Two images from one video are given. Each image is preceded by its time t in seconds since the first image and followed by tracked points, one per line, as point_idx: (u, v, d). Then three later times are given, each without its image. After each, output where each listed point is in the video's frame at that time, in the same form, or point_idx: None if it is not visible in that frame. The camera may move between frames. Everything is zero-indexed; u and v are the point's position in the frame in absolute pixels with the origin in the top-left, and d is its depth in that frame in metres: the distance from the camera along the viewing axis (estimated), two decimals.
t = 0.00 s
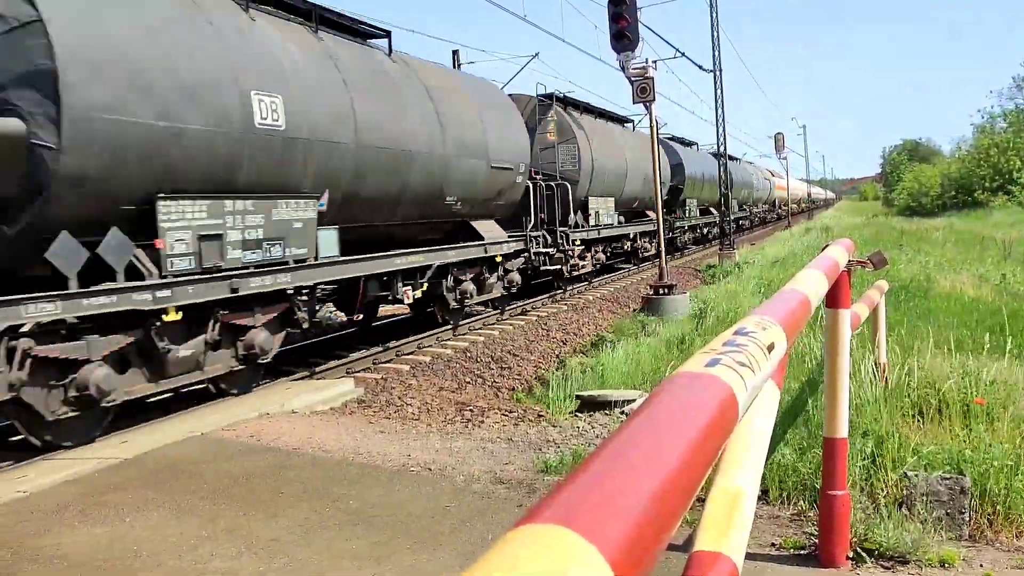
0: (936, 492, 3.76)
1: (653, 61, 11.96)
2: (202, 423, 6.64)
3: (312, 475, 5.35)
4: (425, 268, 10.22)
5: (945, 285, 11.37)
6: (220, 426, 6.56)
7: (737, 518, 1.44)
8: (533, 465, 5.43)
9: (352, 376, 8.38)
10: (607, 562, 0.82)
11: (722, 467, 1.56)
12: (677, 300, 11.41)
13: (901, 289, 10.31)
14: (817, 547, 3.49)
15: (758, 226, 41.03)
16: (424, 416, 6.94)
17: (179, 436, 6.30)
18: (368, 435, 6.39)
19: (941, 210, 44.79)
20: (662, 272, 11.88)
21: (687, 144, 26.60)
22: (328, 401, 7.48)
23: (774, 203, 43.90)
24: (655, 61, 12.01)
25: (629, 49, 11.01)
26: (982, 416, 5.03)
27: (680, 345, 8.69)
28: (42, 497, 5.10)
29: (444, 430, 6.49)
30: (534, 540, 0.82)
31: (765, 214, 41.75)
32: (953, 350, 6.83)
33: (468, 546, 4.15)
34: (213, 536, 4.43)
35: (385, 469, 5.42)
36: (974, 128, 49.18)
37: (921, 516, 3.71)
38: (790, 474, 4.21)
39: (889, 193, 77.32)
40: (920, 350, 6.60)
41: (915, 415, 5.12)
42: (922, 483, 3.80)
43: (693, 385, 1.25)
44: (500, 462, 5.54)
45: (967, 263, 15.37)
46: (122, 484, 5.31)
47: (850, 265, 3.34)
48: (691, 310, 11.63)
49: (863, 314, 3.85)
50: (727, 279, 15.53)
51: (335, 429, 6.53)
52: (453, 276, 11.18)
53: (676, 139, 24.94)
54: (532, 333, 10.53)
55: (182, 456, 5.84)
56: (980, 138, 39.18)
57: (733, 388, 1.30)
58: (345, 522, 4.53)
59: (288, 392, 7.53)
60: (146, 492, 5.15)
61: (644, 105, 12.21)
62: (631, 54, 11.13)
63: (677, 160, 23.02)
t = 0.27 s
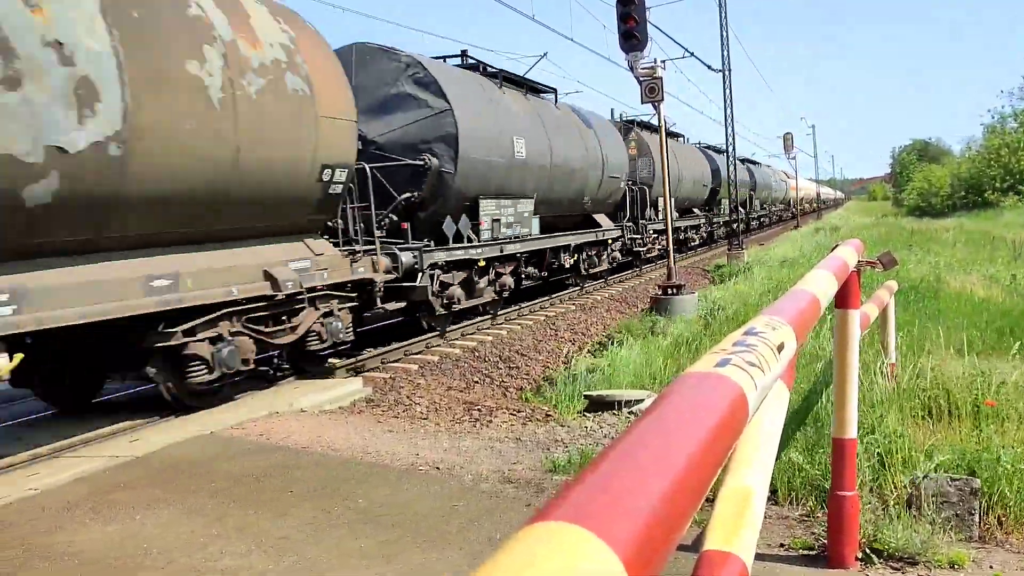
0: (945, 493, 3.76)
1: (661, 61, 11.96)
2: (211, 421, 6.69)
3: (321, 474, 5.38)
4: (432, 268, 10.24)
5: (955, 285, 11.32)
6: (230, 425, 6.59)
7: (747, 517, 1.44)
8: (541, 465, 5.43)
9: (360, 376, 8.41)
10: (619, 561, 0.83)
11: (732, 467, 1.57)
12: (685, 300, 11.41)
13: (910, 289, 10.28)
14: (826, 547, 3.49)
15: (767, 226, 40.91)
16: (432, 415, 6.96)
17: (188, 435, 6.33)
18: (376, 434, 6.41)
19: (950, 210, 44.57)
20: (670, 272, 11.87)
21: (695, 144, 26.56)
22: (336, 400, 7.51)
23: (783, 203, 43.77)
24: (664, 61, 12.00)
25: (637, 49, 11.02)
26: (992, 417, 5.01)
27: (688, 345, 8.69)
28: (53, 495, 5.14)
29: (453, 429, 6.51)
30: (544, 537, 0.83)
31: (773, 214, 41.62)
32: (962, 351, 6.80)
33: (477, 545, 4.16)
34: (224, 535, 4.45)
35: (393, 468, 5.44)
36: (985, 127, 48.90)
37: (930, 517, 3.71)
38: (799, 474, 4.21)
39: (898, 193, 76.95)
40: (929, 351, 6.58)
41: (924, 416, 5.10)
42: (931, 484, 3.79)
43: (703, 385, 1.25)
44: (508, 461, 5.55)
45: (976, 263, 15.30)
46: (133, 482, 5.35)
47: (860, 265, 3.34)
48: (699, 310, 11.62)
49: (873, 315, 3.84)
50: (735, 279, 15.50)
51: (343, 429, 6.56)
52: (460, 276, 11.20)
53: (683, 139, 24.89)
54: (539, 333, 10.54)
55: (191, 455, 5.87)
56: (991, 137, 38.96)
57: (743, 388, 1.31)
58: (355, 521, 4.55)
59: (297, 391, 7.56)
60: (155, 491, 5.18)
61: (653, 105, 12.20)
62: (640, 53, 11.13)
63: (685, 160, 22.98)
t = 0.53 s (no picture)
0: (956, 494, 3.75)
1: (670, 61, 11.94)
2: (221, 420, 6.72)
3: (330, 473, 5.40)
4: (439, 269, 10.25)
5: (966, 286, 11.27)
6: (239, 424, 6.62)
7: (761, 516, 1.45)
8: (550, 465, 5.44)
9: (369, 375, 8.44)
10: (637, 554, 0.84)
11: (746, 466, 1.57)
12: (694, 301, 11.39)
13: (920, 290, 10.23)
14: (837, 548, 3.48)
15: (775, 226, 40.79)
16: (441, 415, 6.98)
17: (198, 433, 6.37)
18: (386, 434, 6.43)
19: (961, 211, 44.31)
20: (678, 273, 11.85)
21: (703, 144, 26.51)
22: (345, 399, 7.53)
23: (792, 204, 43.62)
24: (673, 61, 11.98)
25: (646, 49, 11.01)
26: (1004, 419, 4.98)
27: (697, 346, 8.68)
28: (64, 492, 5.18)
29: (462, 429, 6.52)
30: (564, 532, 0.84)
31: (782, 215, 41.48)
32: (973, 352, 6.77)
33: (486, 545, 4.17)
34: (234, 533, 4.48)
35: (402, 468, 5.45)
36: (996, 128, 48.62)
37: (941, 518, 3.70)
38: (809, 474, 4.20)
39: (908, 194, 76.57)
40: (940, 352, 6.54)
41: (936, 418, 5.08)
42: (942, 486, 3.78)
43: (718, 384, 1.26)
44: (517, 461, 5.56)
45: (987, 264, 15.22)
46: (144, 480, 5.38)
47: (871, 266, 3.33)
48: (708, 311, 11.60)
49: (883, 316, 3.83)
50: (744, 280, 15.46)
51: (352, 428, 6.57)
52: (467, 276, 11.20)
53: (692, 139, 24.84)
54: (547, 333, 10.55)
55: (202, 453, 5.90)
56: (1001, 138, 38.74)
57: (758, 387, 1.31)
58: (364, 520, 4.57)
59: (306, 391, 7.59)
60: (166, 489, 5.21)
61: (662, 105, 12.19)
62: (649, 54, 11.12)
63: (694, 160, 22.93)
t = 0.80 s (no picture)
0: (966, 496, 3.74)
1: (679, 61, 11.92)
2: (231, 419, 6.75)
3: (339, 472, 5.42)
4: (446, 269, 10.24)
5: (977, 287, 11.21)
6: (248, 424, 6.64)
7: (772, 517, 1.44)
8: (559, 466, 5.44)
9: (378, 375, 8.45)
10: (653, 552, 0.85)
11: (757, 467, 1.57)
12: (702, 301, 11.36)
13: (931, 291, 10.19)
14: (847, 550, 3.47)
15: (784, 227, 40.65)
16: (449, 415, 6.99)
17: (208, 432, 6.40)
18: (394, 433, 6.45)
19: (971, 212, 44.08)
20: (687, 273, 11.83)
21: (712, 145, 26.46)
22: (354, 399, 7.55)
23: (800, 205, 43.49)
24: (682, 61, 11.96)
25: (656, 49, 11.00)
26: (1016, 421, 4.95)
27: (706, 347, 8.66)
28: (75, 491, 5.21)
29: (470, 429, 6.52)
30: (580, 530, 0.85)
31: (791, 216, 41.32)
32: (985, 354, 6.73)
33: (496, 545, 4.18)
34: (244, 532, 4.49)
35: (411, 468, 5.45)
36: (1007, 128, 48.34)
37: (951, 520, 3.68)
38: (819, 476, 4.19)
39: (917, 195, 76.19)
40: (952, 354, 6.51)
41: (947, 420, 5.06)
42: (953, 488, 3.77)
43: (732, 383, 1.26)
44: (526, 461, 5.56)
45: (998, 265, 15.15)
46: (153, 479, 5.40)
47: (882, 267, 3.31)
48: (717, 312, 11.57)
49: (894, 316, 3.82)
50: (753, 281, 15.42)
51: (361, 428, 6.59)
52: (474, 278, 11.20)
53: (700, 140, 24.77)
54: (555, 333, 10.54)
55: (211, 452, 5.93)
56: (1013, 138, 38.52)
57: (771, 388, 1.31)
58: (373, 519, 4.58)
59: (315, 390, 7.60)
60: (176, 488, 5.24)
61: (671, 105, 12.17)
62: (658, 54, 11.10)
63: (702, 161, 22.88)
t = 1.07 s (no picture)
0: (976, 498, 3.73)
1: (688, 61, 11.91)
2: (239, 418, 6.78)
3: (348, 472, 5.44)
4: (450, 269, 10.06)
5: (986, 289, 11.16)
6: (257, 423, 6.67)
7: (782, 516, 1.44)
8: (567, 466, 5.44)
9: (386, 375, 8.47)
10: (664, 549, 0.85)
11: (766, 466, 1.57)
12: (710, 302, 11.34)
13: (940, 293, 10.15)
14: (856, 552, 3.46)
15: (793, 228, 40.53)
16: (457, 415, 7.00)
17: (217, 431, 6.43)
18: (402, 433, 6.46)
19: (981, 213, 43.85)
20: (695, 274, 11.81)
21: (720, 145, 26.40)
22: (362, 399, 7.57)
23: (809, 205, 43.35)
24: (691, 62, 11.95)
25: (664, 50, 10.99)
26: None
27: (713, 348, 8.65)
28: (85, 489, 5.24)
29: (478, 429, 6.53)
30: (591, 528, 0.85)
31: (800, 217, 41.19)
32: (994, 355, 6.70)
33: (503, 545, 4.18)
34: (252, 531, 4.51)
35: (419, 468, 5.47)
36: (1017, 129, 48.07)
37: (961, 523, 3.67)
38: (828, 477, 4.18)
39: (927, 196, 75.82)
40: (961, 356, 6.49)
41: (957, 422, 5.04)
42: (962, 490, 3.76)
43: (743, 384, 1.26)
44: (533, 462, 5.57)
45: (1008, 267, 15.06)
46: (163, 478, 5.43)
47: (892, 268, 3.30)
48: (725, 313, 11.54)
49: (903, 318, 3.80)
50: (761, 281, 15.39)
51: (369, 427, 6.61)
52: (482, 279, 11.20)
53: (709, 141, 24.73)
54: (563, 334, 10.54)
55: (220, 451, 5.95)
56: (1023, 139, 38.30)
57: (781, 388, 1.31)
58: (381, 519, 4.59)
59: (323, 390, 7.63)
60: (185, 487, 5.26)
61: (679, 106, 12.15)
62: (667, 54, 11.09)
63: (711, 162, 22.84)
